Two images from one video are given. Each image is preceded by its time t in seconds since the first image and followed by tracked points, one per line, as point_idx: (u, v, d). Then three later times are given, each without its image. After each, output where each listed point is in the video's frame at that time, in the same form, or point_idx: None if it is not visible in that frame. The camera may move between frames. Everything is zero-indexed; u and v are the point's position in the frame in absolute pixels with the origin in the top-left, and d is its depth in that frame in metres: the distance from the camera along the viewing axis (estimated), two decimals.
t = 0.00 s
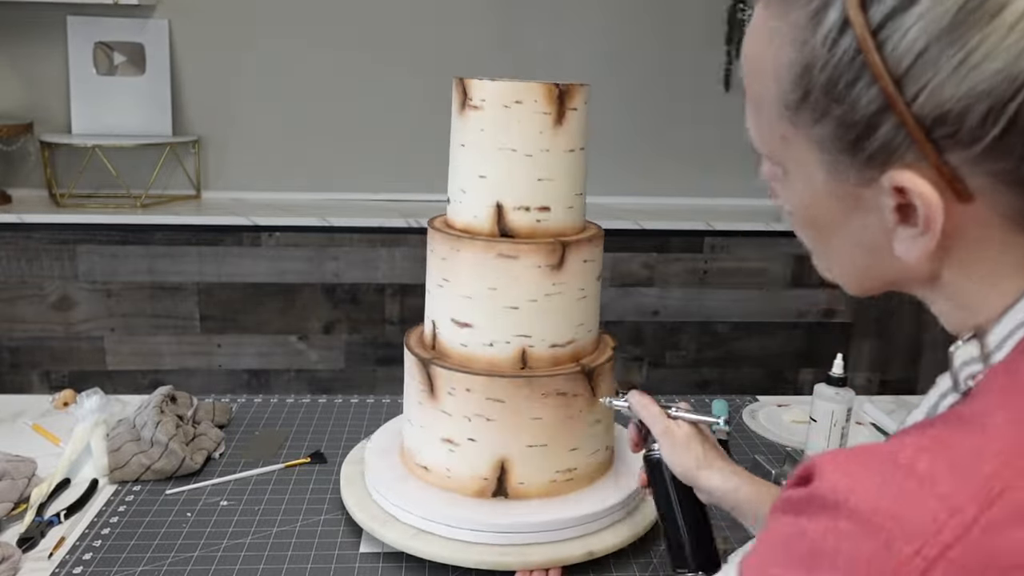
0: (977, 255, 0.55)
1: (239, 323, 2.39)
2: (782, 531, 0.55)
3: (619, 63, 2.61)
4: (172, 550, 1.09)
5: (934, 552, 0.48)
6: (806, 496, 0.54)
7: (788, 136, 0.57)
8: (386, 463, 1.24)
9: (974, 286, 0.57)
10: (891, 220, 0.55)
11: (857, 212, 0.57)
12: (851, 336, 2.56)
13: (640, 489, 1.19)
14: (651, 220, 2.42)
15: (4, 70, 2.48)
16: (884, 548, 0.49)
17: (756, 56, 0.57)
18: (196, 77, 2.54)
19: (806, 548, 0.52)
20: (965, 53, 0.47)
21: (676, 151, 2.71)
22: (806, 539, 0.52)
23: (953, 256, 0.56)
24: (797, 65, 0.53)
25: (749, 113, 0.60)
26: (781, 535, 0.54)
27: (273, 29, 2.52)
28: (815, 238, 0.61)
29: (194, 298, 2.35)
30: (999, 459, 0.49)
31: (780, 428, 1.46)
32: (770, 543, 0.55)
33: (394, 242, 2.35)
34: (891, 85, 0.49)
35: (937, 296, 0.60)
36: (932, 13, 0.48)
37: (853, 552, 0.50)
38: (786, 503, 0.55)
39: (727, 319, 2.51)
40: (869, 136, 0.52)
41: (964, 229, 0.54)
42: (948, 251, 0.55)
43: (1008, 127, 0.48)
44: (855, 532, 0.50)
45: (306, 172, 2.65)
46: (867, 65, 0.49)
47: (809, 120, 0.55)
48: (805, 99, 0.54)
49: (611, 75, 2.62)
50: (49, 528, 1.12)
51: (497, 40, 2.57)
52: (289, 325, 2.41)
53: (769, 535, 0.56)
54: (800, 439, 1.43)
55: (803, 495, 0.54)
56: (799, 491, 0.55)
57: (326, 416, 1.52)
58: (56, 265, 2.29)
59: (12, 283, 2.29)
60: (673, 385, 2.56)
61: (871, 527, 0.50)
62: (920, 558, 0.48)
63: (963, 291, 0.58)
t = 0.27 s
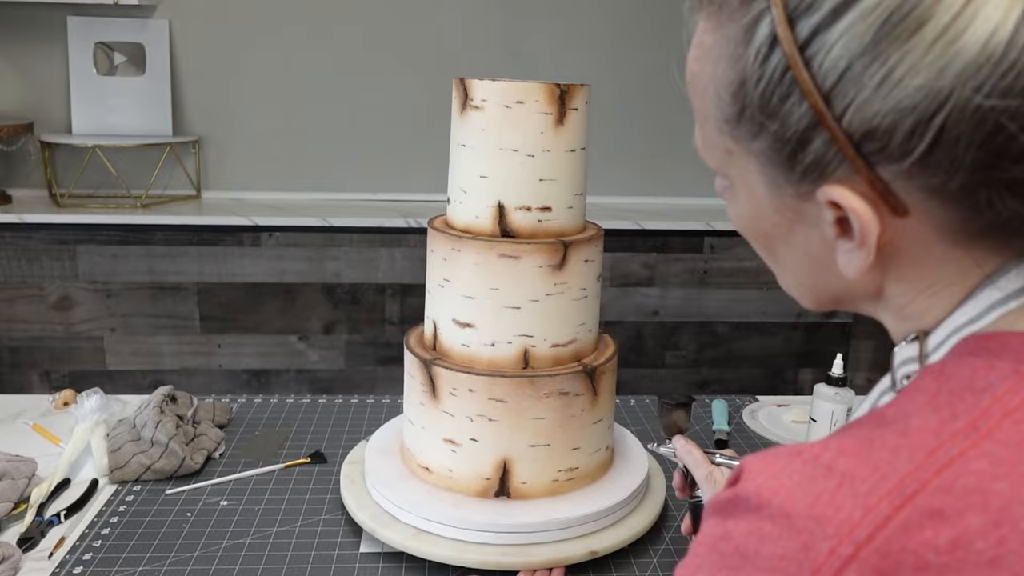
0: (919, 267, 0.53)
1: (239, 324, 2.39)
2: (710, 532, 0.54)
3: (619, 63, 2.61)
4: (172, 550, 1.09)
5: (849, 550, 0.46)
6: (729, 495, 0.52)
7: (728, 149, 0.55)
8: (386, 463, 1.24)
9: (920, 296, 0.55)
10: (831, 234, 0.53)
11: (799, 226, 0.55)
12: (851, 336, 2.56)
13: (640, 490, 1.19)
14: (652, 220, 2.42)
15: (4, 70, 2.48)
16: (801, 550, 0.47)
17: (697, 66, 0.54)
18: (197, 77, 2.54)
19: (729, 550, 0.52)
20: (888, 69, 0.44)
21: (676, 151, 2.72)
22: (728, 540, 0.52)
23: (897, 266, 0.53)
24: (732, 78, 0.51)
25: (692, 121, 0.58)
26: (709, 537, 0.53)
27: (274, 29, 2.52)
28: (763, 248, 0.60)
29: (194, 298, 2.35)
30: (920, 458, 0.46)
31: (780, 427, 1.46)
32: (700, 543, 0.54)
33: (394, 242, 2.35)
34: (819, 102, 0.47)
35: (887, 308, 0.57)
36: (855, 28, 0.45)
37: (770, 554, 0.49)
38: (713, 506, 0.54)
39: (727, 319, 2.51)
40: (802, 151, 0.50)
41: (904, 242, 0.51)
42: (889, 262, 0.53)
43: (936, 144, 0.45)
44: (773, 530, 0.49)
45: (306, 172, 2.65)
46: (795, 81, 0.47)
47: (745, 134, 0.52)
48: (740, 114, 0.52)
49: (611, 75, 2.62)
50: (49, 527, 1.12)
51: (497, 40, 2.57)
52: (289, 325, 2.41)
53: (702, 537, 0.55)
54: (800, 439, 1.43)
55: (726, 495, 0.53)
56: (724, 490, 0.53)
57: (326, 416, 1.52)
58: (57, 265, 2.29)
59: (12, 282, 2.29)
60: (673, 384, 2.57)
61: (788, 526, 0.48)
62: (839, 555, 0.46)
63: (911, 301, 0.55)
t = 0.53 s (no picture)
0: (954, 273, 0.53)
1: (239, 324, 2.39)
2: (729, 556, 0.54)
3: (619, 63, 2.61)
4: (172, 550, 1.09)
5: None
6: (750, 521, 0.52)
7: (759, 150, 0.56)
8: (386, 462, 1.24)
9: (955, 304, 0.55)
10: (868, 239, 0.53)
11: (832, 230, 0.55)
12: (851, 336, 2.56)
13: (640, 490, 1.19)
14: (651, 220, 2.42)
15: (4, 70, 2.48)
16: None
17: (726, 68, 0.55)
18: (197, 77, 2.54)
19: None
20: (940, 70, 0.45)
21: (676, 151, 2.72)
22: (749, 566, 0.52)
23: (934, 274, 0.54)
24: (765, 79, 0.52)
25: (719, 122, 0.59)
26: (728, 559, 0.53)
27: (274, 29, 2.52)
28: (793, 252, 0.60)
29: (194, 298, 2.35)
30: (961, 493, 0.47)
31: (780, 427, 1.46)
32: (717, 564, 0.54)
33: (394, 242, 2.35)
34: (861, 103, 0.47)
35: (919, 312, 0.58)
36: (903, 27, 0.45)
37: None
38: (731, 528, 0.54)
39: (727, 319, 2.51)
40: (840, 155, 0.50)
41: (944, 248, 0.52)
42: (927, 268, 0.53)
43: (989, 147, 0.46)
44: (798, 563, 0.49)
45: (306, 172, 2.65)
46: (835, 82, 0.48)
47: (779, 135, 0.53)
48: (774, 115, 0.52)
49: (611, 75, 2.62)
50: (49, 527, 1.12)
51: (497, 40, 2.57)
52: (289, 325, 2.41)
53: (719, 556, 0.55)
54: (801, 439, 1.43)
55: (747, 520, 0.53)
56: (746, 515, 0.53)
57: (326, 416, 1.52)
58: (57, 265, 2.29)
59: (12, 282, 2.29)
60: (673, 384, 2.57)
61: (814, 561, 0.48)
62: None
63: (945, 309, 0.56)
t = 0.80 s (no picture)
0: (904, 259, 0.56)
1: (239, 324, 2.39)
2: (694, 535, 0.58)
3: (619, 63, 2.61)
4: (172, 550, 1.09)
5: (835, 548, 0.49)
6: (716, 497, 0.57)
7: (714, 147, 0.59)
8: (388, 463, 1.24)
9: (905, 290, 0.58)
10: (817, 230, 0.56)
11: (785, 223, 0.58)
12: (851, 336, 2.56)
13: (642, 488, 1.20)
14: (652, 220, 2.42)
15: (4, 70, 2.49)
16: (788, 548, 0.51)
17: (684, 66, 0.58)
18: (197, 77, 2.54)
19: (714, 550, 0.55)
20: (875, 61, 0.48)
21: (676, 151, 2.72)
22: (713, 542, 0.56)
23: (881, 260, 0.56)
24: (718, 76, 0.55)
25: (678, 125, 0.62)
26: (694, 539, 0.58)
27: (274, 29, 2.52)
28: (749, 248, 0.63)
29: (194, 298, 2.35)
30: (906, 455, 0.50)
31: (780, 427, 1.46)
32: (686, 546, 0.58)
33: (394, 242, 2.35)
34: (805, 94, 0.50)
35: (869, 301, 0.60)
36: (840, 22, 0.48)
37: (755, 554, 0.53)
38: (696, 510, 0.59)
39: (727, 319, 2.51)
40: (788, 146, 0.53)
41: (890, 237, 0.54)
42: (874, 257, 0.56)
43: (921, 135, 0.48)
44: (760, 530, 0.53)
45: (306, 172, 2.65)
46: (782, 76, 0.51)
47: (732, 131, 0.56)
48: (727, 112, 0.55)
49: (612, 75, 2.62)
50: (49, 527, 1.12)
51: (497, 40, 2.58)
52: (289, 325, 2.41)
53: (686, 538, 0.59)
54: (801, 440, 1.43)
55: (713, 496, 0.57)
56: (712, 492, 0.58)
57: (326, 416, 1.52)
58: (57, 265, 2.29)
59: (12, 282, 2.29)
60: (673, 384, 2.57)
61: (775, 525, 0.52)
62: (823, 554, 0.50)
63: (890, 298, 0.59)
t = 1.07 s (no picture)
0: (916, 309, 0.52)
1: (239, 324, 2.39)
2: None
3: (619, 63, 2.61)
4: (172, 551, 1.09)
5: None
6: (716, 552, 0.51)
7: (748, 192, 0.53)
8: (387, 465, 1.23)
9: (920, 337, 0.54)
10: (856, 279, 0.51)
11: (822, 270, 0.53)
12: (851, 336, 2.56)
13: (643, 486, 1.21)
14: (652, 220, 2.42)
15: (4, 70, 2.49)
16: None
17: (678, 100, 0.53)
18: (197, 77, 2.54)
19: None
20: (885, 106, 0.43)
21: (676, 152, 2.72)
22: None
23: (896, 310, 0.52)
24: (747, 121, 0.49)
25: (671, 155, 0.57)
26: None
27: (274, 29, 2.52)
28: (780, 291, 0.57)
29: (194, 298, 2.35)
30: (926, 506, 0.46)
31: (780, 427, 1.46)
32: None
33: (394, 242, 2.35)
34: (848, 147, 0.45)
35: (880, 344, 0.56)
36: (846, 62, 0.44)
37: None
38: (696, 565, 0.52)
39: (727, 319, 2.51)
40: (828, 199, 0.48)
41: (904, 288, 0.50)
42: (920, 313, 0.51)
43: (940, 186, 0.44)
44: None
45: (306, 172, 2.65)
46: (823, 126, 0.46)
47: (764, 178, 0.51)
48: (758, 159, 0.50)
49: (611, 75, 2.62)
50: (49, 527, 1.12)
51: (497, 40, 2.58)
52: (289, 325, 2.41)
53: None
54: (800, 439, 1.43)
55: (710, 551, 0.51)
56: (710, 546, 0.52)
57: (326, 416, 1.52)
58: (57, 265, 2.29)
59: (12, 282, 2.29)
60: (673, 384, 2.57)
61: None
62: None
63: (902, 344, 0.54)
